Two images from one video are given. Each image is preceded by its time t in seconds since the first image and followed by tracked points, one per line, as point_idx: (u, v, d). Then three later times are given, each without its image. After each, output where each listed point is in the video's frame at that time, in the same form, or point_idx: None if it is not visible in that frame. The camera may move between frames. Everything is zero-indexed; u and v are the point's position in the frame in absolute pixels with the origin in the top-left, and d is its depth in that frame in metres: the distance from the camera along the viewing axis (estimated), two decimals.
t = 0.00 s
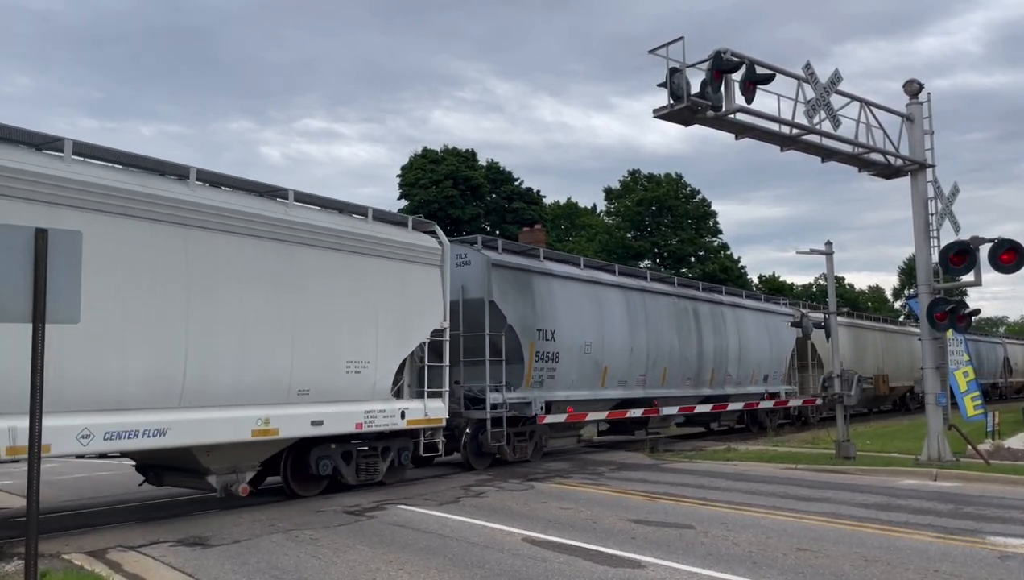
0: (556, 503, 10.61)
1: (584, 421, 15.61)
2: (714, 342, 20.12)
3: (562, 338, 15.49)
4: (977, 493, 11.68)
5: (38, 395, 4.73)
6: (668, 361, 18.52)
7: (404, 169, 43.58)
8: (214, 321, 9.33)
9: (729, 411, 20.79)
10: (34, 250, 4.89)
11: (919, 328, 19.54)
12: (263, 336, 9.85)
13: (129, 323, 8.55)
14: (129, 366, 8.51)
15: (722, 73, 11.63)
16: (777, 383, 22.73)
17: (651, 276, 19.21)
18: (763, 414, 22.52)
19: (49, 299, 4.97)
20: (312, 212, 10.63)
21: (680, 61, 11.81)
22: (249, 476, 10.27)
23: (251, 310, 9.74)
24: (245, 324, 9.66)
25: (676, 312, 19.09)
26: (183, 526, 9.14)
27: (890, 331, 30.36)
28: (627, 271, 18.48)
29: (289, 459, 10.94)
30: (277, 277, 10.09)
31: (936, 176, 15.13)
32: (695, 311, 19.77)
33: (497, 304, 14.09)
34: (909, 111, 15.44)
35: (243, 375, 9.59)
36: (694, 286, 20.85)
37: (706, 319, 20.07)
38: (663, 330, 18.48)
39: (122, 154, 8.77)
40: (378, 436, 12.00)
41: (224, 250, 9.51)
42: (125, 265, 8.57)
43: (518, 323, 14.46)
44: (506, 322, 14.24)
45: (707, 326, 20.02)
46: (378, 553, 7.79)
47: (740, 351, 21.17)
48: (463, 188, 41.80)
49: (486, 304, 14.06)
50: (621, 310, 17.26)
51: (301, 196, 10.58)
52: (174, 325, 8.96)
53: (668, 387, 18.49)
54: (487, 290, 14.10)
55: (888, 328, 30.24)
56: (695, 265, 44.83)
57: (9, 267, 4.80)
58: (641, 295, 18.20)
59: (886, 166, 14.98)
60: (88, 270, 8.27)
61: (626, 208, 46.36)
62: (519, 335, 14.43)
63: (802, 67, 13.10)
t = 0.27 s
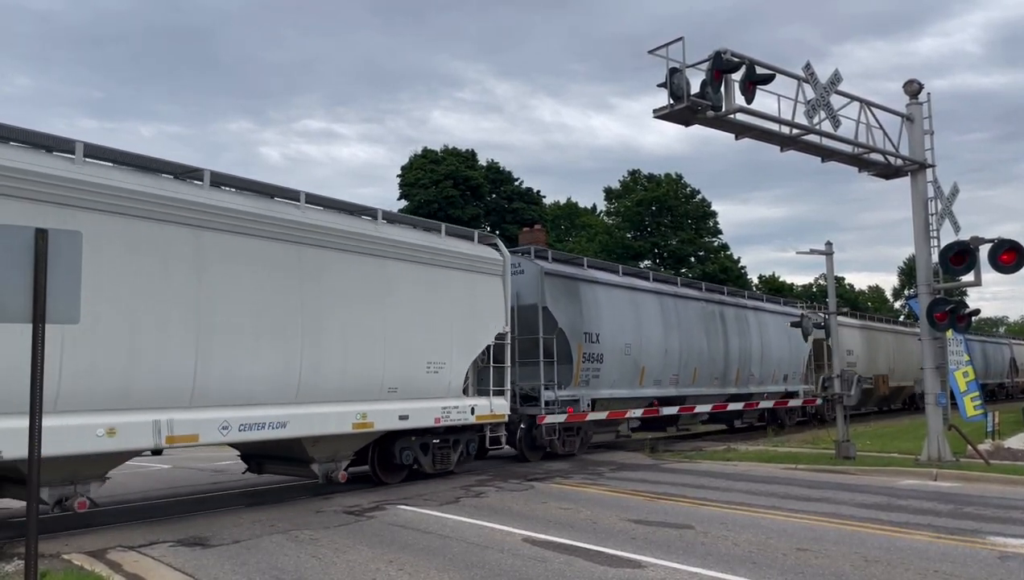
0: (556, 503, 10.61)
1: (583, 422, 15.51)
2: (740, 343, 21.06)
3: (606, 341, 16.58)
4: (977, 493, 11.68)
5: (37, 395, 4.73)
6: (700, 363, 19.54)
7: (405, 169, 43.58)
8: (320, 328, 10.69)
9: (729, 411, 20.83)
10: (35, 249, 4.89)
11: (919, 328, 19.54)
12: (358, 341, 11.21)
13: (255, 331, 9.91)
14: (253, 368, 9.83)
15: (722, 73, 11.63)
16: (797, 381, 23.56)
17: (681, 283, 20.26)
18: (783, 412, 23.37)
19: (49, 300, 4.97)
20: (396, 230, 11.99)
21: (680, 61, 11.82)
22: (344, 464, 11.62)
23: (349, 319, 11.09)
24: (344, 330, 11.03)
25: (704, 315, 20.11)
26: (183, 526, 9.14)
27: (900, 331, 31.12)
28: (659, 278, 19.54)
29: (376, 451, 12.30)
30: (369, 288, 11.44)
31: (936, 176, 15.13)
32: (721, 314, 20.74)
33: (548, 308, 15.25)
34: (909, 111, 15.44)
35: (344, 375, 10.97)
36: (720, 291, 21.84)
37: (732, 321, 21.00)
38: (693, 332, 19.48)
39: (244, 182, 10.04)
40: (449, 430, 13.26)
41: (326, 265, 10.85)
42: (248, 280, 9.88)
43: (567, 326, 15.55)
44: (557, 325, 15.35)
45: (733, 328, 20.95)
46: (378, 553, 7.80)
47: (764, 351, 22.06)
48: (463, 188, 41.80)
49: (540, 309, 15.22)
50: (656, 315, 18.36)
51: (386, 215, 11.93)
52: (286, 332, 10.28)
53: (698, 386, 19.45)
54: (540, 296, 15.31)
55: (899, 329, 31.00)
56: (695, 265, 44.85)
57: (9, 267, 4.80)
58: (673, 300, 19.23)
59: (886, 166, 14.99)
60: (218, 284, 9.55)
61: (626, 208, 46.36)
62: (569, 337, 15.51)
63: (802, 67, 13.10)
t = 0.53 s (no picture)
0: (556, 504, 10.62)
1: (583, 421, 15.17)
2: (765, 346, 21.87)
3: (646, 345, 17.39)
4: (976, 493, 11.69)
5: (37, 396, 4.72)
6: (728, 365, 20.35)
7: (405, 169, 43.59)
8: (408, 333, 11.68)
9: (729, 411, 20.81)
10: (35, 249, 4.89)
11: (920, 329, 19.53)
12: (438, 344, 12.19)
13: (359, 337, 10.93)
14: (355, 370, 10.84)
15: (722, 74, 11.64)
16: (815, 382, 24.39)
17: (710, 288, 21.04)
18: (800, 411, 24.03)
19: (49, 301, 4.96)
20: (468, 243, 12.94)
21: (680, 62, 11.82)
22: (421, 453, 12.75)
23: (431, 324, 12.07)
24: (427, 334, 12.00)
25: (731, 320, 20.89)
26: (184, 526, 9.15)
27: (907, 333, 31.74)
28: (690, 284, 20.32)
29: (447, 444, 13.49)
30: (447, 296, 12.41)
31: (936, 176, 15.14)
32: (747, 319, 21.55)
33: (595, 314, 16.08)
34: (909, 111, 15.45)
35: (428, 376, 11.96)
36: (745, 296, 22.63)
37: (757, 325, 21.82)
38: (721, 336, 20.24)
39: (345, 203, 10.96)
40: (509, 423, 14.35)
41: (409, 275, 11.74)
42: (349, 291, 10.83)
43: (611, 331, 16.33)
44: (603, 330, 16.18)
45: (757, 332, 21.77)
46: (378, 553, 7.80)
47: (786, 354, 22.91)
48: (463, 188, 41.81)
49: (587, 315, 16.05)
50: (688, 320, 19.14)
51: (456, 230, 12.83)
52: (377, 336, 11.20)
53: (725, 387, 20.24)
54: (587, 303, 16.10)
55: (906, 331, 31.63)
56: (694, 265, 44.88)
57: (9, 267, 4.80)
58: (703, 305, 20.01)
59: (886, 166, 14.99)
60: (325, 296, 10.51)
61: (626, 208, 46.37)
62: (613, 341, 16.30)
63: (802, 67, 13.11)
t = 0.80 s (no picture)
0: (556, 504, 10.63)
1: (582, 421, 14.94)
2: (786, 349, 22.44)
3: (682, 350, 17.98)
4: (976, 493, 11.70)
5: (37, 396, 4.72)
6: (756, 368, 20.94)
7: (404, 169, 43.59)
8: (476, 333, 12.74)
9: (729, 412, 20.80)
10: (34, 249, 4.90)
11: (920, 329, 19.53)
12: (502, 346, 13.27)
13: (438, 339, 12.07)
14: (434, 369, 11.97)
15: (722, 74, 11.64)
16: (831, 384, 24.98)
17: (733, 294, 21.60)
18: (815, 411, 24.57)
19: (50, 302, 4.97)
20: (523, 254, 14.02)
21: (680, 62, 11.82)
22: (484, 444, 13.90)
23: (496, 328, 13.14)
24: (492, 337, 13.08)
25: (755, 323, 21.45)
26: (184, 526, 9.17)
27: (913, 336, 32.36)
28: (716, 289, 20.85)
29: (505, 438, 14.67)
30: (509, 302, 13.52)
31: (936, 176, 15.14)
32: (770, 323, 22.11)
33: (637, 321, 16.66)
34: (909, 111, 15.45)
35: (493, 373, 13.04)
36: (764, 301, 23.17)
37: (779, 328, 22.40)
38: (746, 339, 20.77)
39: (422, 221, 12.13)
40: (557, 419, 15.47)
41: (478, 284, 12.83)
42: (428, 296, 11.91)
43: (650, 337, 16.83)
44: (645, 335, 16.76)
45: (779, 336, 22.33)
46: (378, 554, 7.81)
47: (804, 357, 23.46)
48: (462, 189, 41.81)
49: (628, 322, 16.56)
50: (717, 325, 19.67)
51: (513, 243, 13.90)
52: (452, 340, 12.31)
53: (750, 389, 20.76)
54: (629, 310, 16.59)
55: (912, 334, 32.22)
56: (694, 266, 44.89)
57: (9, 268, 4.80)
58: (729, 310, 20.56)
59: (885, 167, 14.99)
60: (409, 301, 11.60)
61: (626, 208, 46.38)
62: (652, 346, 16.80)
63: (802, 67, 13.10)
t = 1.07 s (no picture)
0: (556, 504, 10.61)
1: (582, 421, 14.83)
2: (807, 350, 23.50)
3: (711, 351, 19.07)
4: (977, 493, 11.69)
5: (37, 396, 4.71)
6: (778, 368, 22.01)
7: (404, 169, 43.57)
8: (534, 335, 13.76)
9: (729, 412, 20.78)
10: (35, 249, 4.90)
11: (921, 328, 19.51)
12: (555, 347, 14.28)
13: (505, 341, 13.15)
14: (496, 368, 13.00)
15: (723, 73, 11.64)
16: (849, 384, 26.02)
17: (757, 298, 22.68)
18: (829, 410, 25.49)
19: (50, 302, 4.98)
20: (569, 263, 15.10)
21: (680, 61, 11.82)
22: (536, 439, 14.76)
23: (550, 331, 14.16)
24: (547, 339, 14.11)
25: (779, 325, 22.51)
26: (184, 526, 9.15)
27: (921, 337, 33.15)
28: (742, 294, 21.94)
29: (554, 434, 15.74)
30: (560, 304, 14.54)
31: (936, 176, 15.13)
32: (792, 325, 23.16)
33: (671, 324, 17.84)
34: (909, 111, 15.44)
35: (549, 370, 14.09)
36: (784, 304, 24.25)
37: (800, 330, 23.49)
38: (771, 341, 21.84)
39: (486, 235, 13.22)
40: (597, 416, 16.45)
41: (534, 291, 13.89)
42: (493, 300, 12.95)
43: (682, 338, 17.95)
44: (678, 338, 17.93)
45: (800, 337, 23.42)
46: (378, 554, 7.80)
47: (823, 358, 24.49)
48: (463, 188, 41.80)
49: (663, 324, 17.69)
50: (743, 327, 20.78)
51: (561, 253, 14.96)
52: (514, 342, 13.33)
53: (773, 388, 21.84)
54: (663, 314, 17.76)
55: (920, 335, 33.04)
56: (695, 265, 44.88)
57: (8, 267, 4.79)
58: (755, 313, 21.65)
59: (886, 166, 14.99)
60: (478, 305, 12.67)
61: (626, 208, 46.37)
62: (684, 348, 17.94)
63: (802, 67, 13.10)
